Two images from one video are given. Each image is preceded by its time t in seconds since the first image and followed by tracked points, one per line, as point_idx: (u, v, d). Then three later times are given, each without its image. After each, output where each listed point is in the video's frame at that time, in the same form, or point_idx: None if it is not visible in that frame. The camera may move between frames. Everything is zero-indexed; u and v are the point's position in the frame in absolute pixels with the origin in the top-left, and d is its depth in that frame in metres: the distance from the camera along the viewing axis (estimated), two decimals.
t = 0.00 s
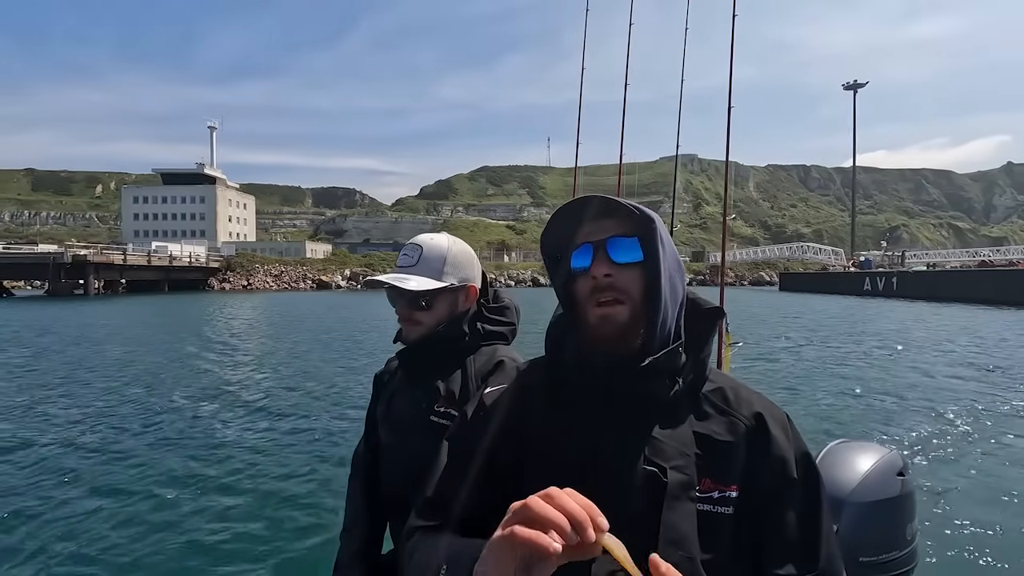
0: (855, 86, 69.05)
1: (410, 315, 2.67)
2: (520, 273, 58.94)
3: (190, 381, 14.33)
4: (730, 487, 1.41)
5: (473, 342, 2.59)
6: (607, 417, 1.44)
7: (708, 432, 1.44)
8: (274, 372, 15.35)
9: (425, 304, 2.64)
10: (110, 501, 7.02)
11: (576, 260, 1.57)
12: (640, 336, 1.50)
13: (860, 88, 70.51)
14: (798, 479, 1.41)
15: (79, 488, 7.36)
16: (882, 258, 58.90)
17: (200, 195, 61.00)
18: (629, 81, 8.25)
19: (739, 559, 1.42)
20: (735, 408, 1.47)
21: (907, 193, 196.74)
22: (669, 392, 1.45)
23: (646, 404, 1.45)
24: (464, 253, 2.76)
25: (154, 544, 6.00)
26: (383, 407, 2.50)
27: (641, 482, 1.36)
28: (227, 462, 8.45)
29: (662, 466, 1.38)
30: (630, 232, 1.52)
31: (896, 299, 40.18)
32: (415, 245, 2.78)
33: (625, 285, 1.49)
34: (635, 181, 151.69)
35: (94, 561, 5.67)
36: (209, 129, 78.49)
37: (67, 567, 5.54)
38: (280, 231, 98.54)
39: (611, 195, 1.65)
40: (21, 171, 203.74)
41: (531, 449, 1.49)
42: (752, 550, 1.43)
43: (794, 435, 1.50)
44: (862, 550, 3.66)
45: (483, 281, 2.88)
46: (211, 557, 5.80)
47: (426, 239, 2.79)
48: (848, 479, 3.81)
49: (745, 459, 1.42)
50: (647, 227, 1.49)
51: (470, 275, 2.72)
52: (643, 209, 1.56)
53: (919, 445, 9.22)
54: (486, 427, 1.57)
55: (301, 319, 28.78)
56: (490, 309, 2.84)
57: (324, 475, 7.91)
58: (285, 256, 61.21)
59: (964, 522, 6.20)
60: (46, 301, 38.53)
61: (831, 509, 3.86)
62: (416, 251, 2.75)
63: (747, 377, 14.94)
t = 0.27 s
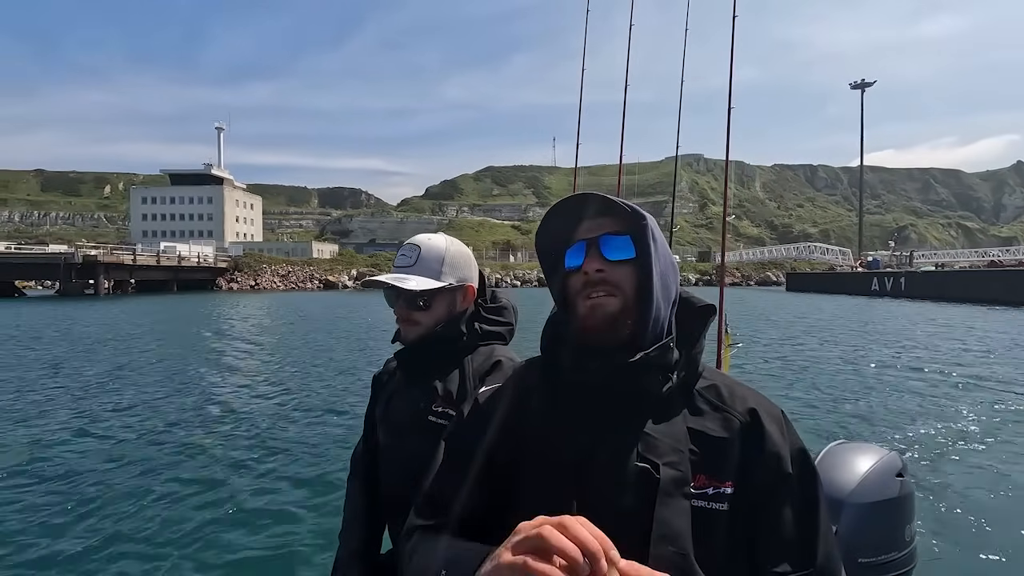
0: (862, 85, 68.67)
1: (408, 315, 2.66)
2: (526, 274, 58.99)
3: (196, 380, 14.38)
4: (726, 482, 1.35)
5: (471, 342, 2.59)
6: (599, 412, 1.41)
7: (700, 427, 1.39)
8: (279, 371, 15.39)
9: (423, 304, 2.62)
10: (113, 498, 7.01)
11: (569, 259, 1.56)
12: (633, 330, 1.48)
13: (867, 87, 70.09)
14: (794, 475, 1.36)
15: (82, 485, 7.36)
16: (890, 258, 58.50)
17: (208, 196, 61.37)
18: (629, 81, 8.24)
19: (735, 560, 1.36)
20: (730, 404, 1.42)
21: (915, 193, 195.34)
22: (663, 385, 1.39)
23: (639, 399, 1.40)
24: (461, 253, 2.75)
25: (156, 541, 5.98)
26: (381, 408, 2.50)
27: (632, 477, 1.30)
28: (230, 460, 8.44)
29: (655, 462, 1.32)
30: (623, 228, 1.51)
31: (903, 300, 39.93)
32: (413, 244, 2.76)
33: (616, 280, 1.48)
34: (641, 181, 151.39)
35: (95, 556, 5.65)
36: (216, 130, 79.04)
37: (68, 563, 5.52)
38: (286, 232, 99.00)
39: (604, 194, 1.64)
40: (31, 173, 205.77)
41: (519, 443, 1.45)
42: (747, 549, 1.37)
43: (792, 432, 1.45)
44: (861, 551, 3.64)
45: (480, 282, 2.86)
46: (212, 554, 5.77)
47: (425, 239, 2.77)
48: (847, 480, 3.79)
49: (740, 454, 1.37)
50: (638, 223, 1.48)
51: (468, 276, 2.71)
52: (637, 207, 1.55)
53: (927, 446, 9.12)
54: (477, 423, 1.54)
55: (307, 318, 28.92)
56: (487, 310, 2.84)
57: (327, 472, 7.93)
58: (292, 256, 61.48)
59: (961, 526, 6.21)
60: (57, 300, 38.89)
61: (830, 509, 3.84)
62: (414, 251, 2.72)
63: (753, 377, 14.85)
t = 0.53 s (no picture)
0: (870, 84, 68.10)
1: (411, 314, 2.66)
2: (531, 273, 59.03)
3: (203, 379, 14.43)
4: (725, 482, 1.34)
5: (473, 341, 2.60)
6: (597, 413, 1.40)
7: (699, 425, 1.38)
8: (286, 371, 15.44)
9: (426, 303, 2.63)
10: (120, 497, 7.02)
11: (563, 260, 1.55)
12: (626, 331, 1.48)
13: (875, 86, 69.50)
14: (792, 474, 1.37)
15: (91, 484, 7.40)
16: (898, 258, 58.09)
17: (215, 196, 61.67)
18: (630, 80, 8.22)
19: (734, 556, 1.37)
20: (727, 404, 1.41)
21: (924, 193, 193.84)
22: (660, 387, 1.38)
23: (635, 400, 1.40)
24: (464, 253, 2.75)
25: (162, 540, 5.98)
26: (382, 407, 2.49)
27: (630, 477, 1.30)
28: (236, 458, 8.44)
29: (654, 462, 1.32)
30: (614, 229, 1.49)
31: (911, 300, 39.64)
32: (417, 245, 2.76)
33: (608, 281, 1.47)
34: (646, 181, 151.12)
35: (102, 555, 5.65)
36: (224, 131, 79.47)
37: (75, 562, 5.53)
38: (293, 232, 99.40)
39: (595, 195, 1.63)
40: (40, 173, 207.42)
41: (515, 444, 1.45)
42: (747, 545, 1.38)
43: (790, 429, 1.45)
44: (861, 550, 3.61)
45: (482, 281, 2.87)
46: (217, 553, 5.77)
47: (428, 239, 2.77)
48: (846, 480, 3.77)
49: (738, 454, 1.37)
50: (628, 224, 1.47)
51: (470, 275, 2.72)
52: (631, 205, 1.53)
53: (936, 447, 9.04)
54: (474, 424, 1.53)
55: (314, 318, 29.05)
56: (489, 309, 2.84)
57: (333, 470, 7.97)
58: (299, 256, 61.74)
59: (960, 526, 6.20)
60: (67, 300, 39.22)
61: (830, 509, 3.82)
62: (417, 250, 2.72)
63: (760, 377, 14.76)
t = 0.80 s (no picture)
0: (878, 83, 67.59)
1: (411, 316, 2.65)
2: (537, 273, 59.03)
3: (209, 378, 14.48)
4: (725, 482, 1.34)
5: (472, 342, 2.59)
6: (597, 417, 1.39)
7: (700, 428, 1.37)
8: (291, 370, 15.47)
9: (426, 305, 2.62)
10: (125, 496, 7.03)
11: (562, 262, 1.53)
12: (625, 334, 1.45)
13: (883, 84, 68.99)
14: (794, 475, 1.35)
15: (101, 483, 7.45)
16: (906, 258, 57.66)
17: (223, 197, 61.98)
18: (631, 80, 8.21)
19: (734, 556, 1.36)
20: (728, 404, 1.40)
21: (933, 192, 192.22)
22: (659, 391, 1.37)
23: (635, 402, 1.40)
24: (463, 253, 2.73)
25: (166, 540, 5.99)
26: (382, 408, 2.50)
27: (631, 481, 1.29)
28: (240, 459, 8.46)
29: (655, 463, 1.31)
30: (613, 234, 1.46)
31: (920, 300, 39.35)
32: (416, 245, 2.73)
33: (606, 286, 1.45)
34: (652, 180, 150.74)
35: (106, 554, 5.66)
36: (231, 131, 79.82)
37: (79, 561, 5.54)
38: (299, 232, 99.82)
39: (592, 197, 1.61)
40: (49, 174, 209.08)
41: (513, 445, 1.44)
42: (748, 546, 1.37)
43: (792, 431, 1.43)
44: (859, 550, 3.59)
45: (480, 281, 2.87)
46: (221, 553, 5.77)
47: (427, 239, 2.74)
48: (843, 478, 3.75)
49: (737, 455, 1.36)
50: (626, 226, 1.45)
51: (469, 275, 2.71)
52: (629, 207, 1.51)
53: (943, 447, 8.96)
54: (473, 427, 1.52)
55: (321, 318, 29.19)
56: (489, 310, 2.83)
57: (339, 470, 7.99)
58: (306, 256, 62.01)
59: (958, 524, 6.19)
60: (77, 300, 39.53)
61: (829, 508, 3.79)
62: (416, 252, 2.70)
63: (766, 378, 14.68)
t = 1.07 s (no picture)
0: (886, 81, 67.16)
1: (410, 316, 2.63)
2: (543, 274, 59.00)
3: (217, 378, 14.59)
4: (721, 480, 1.34)
5: (470, 342, 2.59)
6: (593, 417, 1.40)
7: (696, 426, 1.37)
8: (298, 369, 15.55)
9: (424, 306, 2.61)
10: (132, 493, 7.07)
11: (556, 265, 1.54)
12: (621, 335, 1.46)
13: (891, 83, 68.53)
14: (789, 468, 1.35)
15: (109, 480, 7.47)
16: (914, 258, 57.23)
17: (230, 197, 62.29)
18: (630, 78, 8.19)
19: (732, 554, 1.36)
20: (723, 400, 1.40)
21: (942, 192, 190.67)
22: (649, 390, 1.39)
23: (629, 400, 1.40)
24: (460, 253, 2.72)
25: (172, 535, 6.01)
26: (380, 407, 2.50)
27: (625, 483, 1.29)
28: (246, 456, 8.49)
29: (651, 462, 1.31)
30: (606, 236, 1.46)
31: (929, 300, 39.05)
32: (412, 245, 2.72)
33: (602, 289, 1.45)
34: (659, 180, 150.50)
35: (113, 549, 5.70)
36: (237, 132, 80.42)
37: (87, 556, 5.57)
38: (306, 232, 100.23)
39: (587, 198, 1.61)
40: (58, 175, 210.72)
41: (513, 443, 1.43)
42: (745, 542, 1.36)
43: (788, 425, 1.42)
44: (858, 549, 3.58)
45: (478, 281, 2.86)
46: (227, 549, 5.78)
47: (424, 240, 2.73)
48: (843, 478, 3.72)
49: (734, 452, 1.36)
50: (621, 228, 1.44)
51: (467, 276, 2.70)
52: (622, 207, 1.50)
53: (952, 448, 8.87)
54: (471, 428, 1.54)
55: (328, 318, 29.29)
56: (486, 310, 2.84)
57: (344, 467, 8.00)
58: (313, 257, 62.25)
59: (963, 523, 6.16)
60: (88, 300, 39.95)
61: (828, 507, 3.79)
62: (412, 253, 2.69)
63: (773, 378, 14.61)
